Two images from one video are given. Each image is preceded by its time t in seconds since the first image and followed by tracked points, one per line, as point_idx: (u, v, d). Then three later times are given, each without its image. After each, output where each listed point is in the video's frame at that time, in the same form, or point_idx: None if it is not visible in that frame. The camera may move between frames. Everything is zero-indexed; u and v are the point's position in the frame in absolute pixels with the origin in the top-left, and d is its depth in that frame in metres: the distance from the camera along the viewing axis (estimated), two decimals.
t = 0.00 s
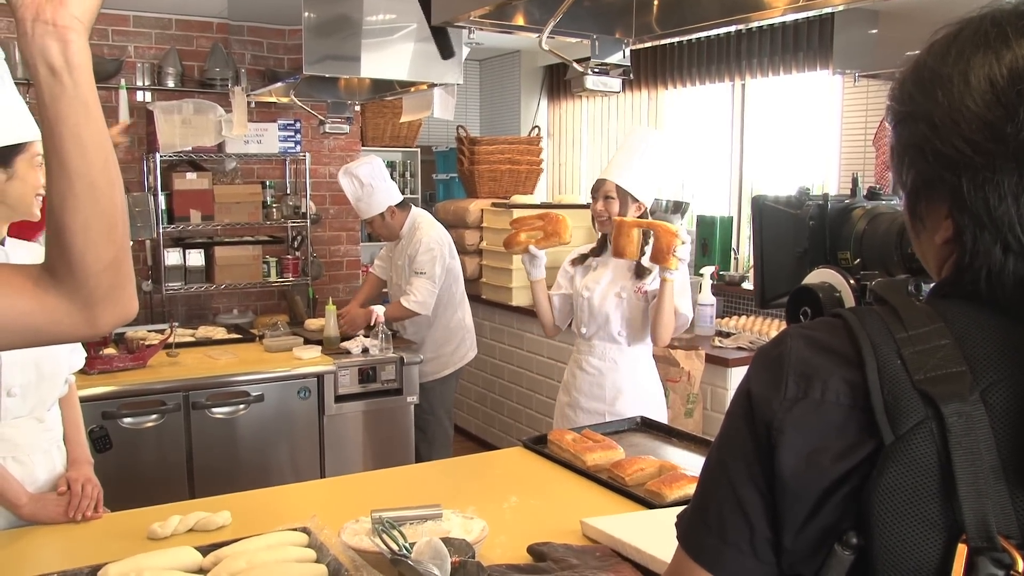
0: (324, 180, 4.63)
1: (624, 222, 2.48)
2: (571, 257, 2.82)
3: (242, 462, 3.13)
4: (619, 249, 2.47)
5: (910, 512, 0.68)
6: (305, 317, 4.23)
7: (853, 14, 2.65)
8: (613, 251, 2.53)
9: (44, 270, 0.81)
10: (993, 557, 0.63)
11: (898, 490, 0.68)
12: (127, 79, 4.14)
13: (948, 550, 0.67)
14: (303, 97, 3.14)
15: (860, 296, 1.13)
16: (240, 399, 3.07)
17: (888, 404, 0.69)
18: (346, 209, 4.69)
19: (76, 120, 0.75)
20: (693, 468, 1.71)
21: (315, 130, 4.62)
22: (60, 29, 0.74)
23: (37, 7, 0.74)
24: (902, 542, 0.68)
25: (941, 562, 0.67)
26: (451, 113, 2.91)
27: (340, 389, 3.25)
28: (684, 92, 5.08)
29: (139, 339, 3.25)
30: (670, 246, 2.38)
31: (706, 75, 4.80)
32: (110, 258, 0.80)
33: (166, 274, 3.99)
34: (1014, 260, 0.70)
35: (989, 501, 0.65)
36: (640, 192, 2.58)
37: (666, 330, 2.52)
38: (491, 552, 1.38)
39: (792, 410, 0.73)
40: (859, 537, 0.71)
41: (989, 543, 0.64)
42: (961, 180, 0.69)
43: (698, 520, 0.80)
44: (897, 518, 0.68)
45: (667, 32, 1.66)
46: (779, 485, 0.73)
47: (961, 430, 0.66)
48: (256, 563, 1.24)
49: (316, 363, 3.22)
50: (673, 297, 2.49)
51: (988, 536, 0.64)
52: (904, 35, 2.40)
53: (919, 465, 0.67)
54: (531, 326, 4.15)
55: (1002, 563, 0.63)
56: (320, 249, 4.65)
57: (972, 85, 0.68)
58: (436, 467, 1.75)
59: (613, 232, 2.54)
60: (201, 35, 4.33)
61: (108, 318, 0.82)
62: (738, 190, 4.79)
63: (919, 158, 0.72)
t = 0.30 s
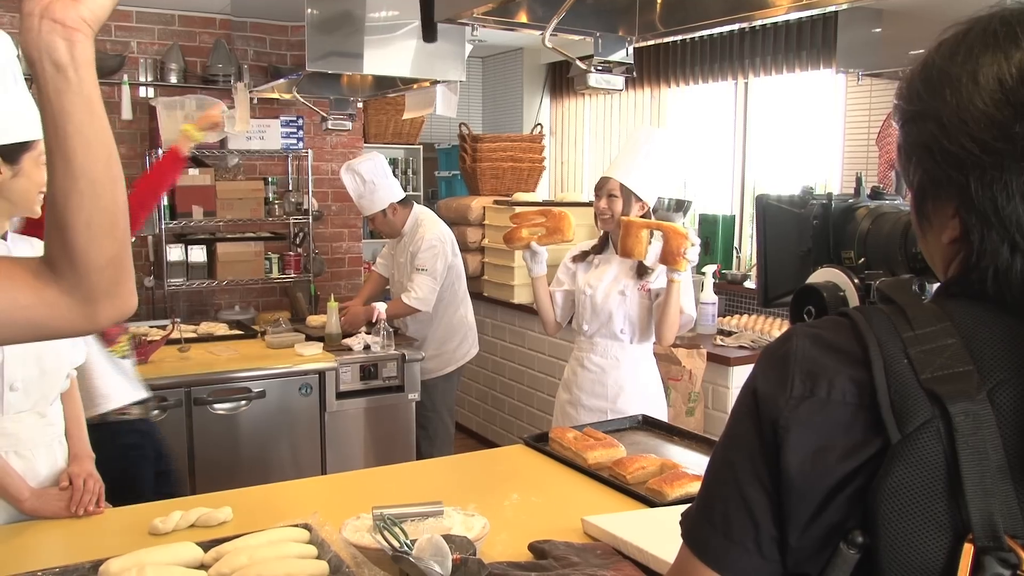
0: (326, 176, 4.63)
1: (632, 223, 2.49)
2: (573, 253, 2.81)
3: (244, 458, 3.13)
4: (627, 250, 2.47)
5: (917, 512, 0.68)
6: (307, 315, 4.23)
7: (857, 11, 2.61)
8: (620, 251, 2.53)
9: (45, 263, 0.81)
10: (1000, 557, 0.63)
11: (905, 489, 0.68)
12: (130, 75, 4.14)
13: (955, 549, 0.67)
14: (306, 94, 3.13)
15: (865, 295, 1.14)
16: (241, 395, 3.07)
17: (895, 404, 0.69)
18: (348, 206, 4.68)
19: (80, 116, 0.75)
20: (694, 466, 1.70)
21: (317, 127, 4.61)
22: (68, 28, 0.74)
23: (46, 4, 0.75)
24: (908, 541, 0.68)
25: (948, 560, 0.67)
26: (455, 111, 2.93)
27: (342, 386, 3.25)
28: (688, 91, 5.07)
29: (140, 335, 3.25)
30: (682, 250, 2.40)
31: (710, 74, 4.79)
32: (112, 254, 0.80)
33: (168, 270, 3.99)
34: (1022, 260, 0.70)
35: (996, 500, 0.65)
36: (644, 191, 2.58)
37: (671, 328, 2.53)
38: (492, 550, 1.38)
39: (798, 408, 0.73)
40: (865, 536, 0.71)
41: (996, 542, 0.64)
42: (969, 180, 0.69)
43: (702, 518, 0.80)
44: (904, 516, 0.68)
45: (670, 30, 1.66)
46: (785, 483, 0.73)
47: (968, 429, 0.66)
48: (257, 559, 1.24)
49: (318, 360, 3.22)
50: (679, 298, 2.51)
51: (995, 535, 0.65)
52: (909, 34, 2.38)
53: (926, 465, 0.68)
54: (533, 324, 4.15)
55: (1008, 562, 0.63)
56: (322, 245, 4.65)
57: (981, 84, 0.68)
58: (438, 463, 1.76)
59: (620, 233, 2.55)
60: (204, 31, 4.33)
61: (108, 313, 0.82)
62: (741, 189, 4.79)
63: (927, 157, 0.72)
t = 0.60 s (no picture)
0: (332, 176, 4.63)
1: (642, 226, 2.49)
2: (579, 253, 2.80)
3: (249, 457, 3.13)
4: (638, 253, 2.49)
5: (926, 512, 0.68)
6: (312, 314, 4.24)
7: (863, 13, 2.60)
8: (630, 256, 2.53)
9: (57, 257, 0.81)
10: (1009, 558, 0.63)
11: (914, 489, 0.68)
12: (137, 73, 4.15)
13: (964, 549, 0.67)
14: (311, 94, 3.14)
15: (874, 295, 1.13)
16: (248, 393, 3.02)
17: (904, 404, 0.69)
18: (354, 205, 4.69)
19: (97, 110, 0.76)
20: (700, 466, 1.70)
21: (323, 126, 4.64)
22: (90, 23, 0.75)
23: None
24: (917, 541, 0.68)
25: (956, 561, 0.67)
26: (460, 111, 2.94)
27: (347, 385, 3.26)
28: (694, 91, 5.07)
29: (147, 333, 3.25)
30: (695, 254, 2.40)
31: (716, 74, 4.79)
32: (125, 249, 0.80)
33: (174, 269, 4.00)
34: None
35: (1006, 501, 0.65)
36: (650, 193, 2.57)
37: (679, 331, 2.55)
38: (498, 550, 1.38)
39: (807, 407, 0.73)
40: (873, 536, 0.71)
41: (1005, 543, 0.64)
42: (979, 181, 0.69)
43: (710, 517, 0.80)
44: (912, 516, 0.68)
45: (677, 30, 1.66)
46: (793, 483, 0.73)
47: (977, 430, 0.66)
48: (263, 557, 1.25)
49: (324, 359, 3.22)
50: (687, 301, 2.52)
51: (1005, 536, 0.65)
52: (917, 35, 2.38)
53: (935, 465, 0.68)
54: (538, 324, 4.15)
55: (1017, 563, 0.63)
56: (328, 245, 4.65)
57: (991, 85, 0.68)
58: (444, 463, 1.76)
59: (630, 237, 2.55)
60: (211, 30, 4.33)
61: (120, 307, 0.82)
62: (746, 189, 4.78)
63: (937, 158, 0.72)
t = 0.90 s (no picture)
0: (345, 174, 4.64)
1: (663, 230, 2.50)
2: (593, 253, 2.80)
3: (262, 454, 3.14)
4: (658, 256, 2.48)
5: (945, 513, 0.68)
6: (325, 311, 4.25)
7: (881, 13, 2.62)
8: (651, 258, 2.55)
9: (78, 255, 0.82)
10: None
11: (933, 490, 0.68)
12: (152, 71, 4.16)
13: (983, 550, 0.67)
14: (324, 92, 3.16)
15: (892, 297, 1.12)
16: (260, 391, 3.09)
17: (924, 405, 0.69)
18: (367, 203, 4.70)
19: (120, 109, 0.76)
20: (714, 468, 1.70)
21: (336, 125, 4.60)
22: (114, 22, 0.75)
23: None
24: (936, 542, 0.68)
25: (975, 562, 0.67)
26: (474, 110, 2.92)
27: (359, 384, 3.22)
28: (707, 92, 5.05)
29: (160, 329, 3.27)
30: (714, 258, 2.42)
31: (731, 74, 4.78)
32: (146, 247, 0.80)
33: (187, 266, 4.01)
34: None
35: None
36: (663, 193, 2.57)
37: (695, 333, 2.55)
38: (510, 549, 1.38)
39: (826, 407, 0.72)
40: (891, 536, 0.71)
41: None
42: (1002, 182, 0.69)
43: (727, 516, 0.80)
44: (932, 517, 0.68)
45: (692, 31, 1.66)
46: (811, 483, 0.73)
47: (998, 431, 0.66)
48: (276, 554, 1.25)
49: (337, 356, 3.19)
50: (705, 303, 2.53)
51: None
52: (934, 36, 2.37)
53: (954, 466, 0.67)
54: (550, 323, 4.15)
55: None
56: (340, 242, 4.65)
57: (1015, 86, 0.68)
58: (457, 462, 1.76)
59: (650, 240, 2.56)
60: (226, 28, 4.35)
61: (139, 305, 0.83)
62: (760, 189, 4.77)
63: (958, 158, 0.72)
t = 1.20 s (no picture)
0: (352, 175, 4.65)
1: (676, 232, 2.48)
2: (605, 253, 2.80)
3: (269, 454, 3.14)
4: (671, 258, 2.46)
5: (954, 513, 0.68)
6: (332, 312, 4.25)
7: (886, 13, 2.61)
8: (663, 260, 2.52)
9: (89, 256, 0.82)
10: None
11: (942, 490, 0.68)
12: (161, 72, 4.18)
13: (992, 550, 0.67)
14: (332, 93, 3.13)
15: (899, 297, 1.12)
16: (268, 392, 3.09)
17: (932, 405, 0.69)
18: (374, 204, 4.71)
19: (132, 110, 0.77)
20: (722, 467, 1.70)
21: (343, 125, 4.68)
22: (126, 23, 0.75)
23: None
24: (944, 543, 0.68)
25: (984, 562, 0.67)
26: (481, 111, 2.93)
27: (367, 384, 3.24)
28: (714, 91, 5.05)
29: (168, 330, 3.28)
30: (729, 261, 2.41)
31: (737, 74, 4.80)
32: (157, 247, 0.80)
33: (194, 266, 4.02)
34: None
35: None
36: (675, 194, 2.57)
37: (706, 334, 2.55)
38: (517, 549, 1.38)
39: (834, 407, 0.72)
40: (900, 536, 0.71)
41: None
42: (1010, 182, 0.69)
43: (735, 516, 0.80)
44: (940, 518, 0.68)
45: (699, 31, 1.66)
46: (819, 483, 0.72)
47: (1006, 430, 0.66)
48: (284, 553, 1.25)
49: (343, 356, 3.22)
50: (717, 304, 2.53)
51: None
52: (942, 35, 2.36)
53: (963, 466, 0.67)
54: (557, 324, 4.15)
55: None
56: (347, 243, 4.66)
57: None
58: (464, 463, 1.76)
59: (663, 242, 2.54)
60: (234, 29, 4.36)
61: (151, 305, 0.83)
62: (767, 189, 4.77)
63: (966, 158, 0.72)
